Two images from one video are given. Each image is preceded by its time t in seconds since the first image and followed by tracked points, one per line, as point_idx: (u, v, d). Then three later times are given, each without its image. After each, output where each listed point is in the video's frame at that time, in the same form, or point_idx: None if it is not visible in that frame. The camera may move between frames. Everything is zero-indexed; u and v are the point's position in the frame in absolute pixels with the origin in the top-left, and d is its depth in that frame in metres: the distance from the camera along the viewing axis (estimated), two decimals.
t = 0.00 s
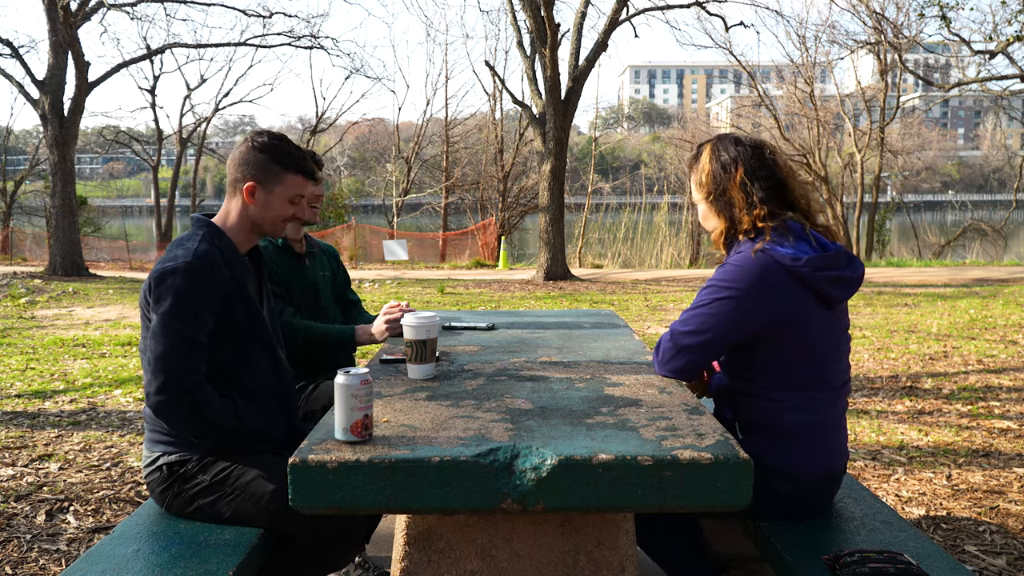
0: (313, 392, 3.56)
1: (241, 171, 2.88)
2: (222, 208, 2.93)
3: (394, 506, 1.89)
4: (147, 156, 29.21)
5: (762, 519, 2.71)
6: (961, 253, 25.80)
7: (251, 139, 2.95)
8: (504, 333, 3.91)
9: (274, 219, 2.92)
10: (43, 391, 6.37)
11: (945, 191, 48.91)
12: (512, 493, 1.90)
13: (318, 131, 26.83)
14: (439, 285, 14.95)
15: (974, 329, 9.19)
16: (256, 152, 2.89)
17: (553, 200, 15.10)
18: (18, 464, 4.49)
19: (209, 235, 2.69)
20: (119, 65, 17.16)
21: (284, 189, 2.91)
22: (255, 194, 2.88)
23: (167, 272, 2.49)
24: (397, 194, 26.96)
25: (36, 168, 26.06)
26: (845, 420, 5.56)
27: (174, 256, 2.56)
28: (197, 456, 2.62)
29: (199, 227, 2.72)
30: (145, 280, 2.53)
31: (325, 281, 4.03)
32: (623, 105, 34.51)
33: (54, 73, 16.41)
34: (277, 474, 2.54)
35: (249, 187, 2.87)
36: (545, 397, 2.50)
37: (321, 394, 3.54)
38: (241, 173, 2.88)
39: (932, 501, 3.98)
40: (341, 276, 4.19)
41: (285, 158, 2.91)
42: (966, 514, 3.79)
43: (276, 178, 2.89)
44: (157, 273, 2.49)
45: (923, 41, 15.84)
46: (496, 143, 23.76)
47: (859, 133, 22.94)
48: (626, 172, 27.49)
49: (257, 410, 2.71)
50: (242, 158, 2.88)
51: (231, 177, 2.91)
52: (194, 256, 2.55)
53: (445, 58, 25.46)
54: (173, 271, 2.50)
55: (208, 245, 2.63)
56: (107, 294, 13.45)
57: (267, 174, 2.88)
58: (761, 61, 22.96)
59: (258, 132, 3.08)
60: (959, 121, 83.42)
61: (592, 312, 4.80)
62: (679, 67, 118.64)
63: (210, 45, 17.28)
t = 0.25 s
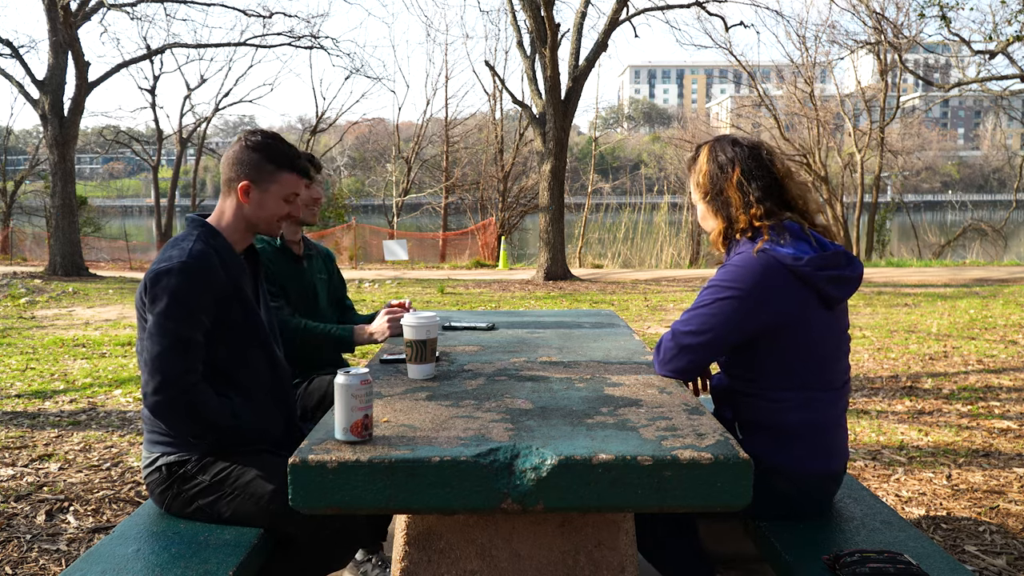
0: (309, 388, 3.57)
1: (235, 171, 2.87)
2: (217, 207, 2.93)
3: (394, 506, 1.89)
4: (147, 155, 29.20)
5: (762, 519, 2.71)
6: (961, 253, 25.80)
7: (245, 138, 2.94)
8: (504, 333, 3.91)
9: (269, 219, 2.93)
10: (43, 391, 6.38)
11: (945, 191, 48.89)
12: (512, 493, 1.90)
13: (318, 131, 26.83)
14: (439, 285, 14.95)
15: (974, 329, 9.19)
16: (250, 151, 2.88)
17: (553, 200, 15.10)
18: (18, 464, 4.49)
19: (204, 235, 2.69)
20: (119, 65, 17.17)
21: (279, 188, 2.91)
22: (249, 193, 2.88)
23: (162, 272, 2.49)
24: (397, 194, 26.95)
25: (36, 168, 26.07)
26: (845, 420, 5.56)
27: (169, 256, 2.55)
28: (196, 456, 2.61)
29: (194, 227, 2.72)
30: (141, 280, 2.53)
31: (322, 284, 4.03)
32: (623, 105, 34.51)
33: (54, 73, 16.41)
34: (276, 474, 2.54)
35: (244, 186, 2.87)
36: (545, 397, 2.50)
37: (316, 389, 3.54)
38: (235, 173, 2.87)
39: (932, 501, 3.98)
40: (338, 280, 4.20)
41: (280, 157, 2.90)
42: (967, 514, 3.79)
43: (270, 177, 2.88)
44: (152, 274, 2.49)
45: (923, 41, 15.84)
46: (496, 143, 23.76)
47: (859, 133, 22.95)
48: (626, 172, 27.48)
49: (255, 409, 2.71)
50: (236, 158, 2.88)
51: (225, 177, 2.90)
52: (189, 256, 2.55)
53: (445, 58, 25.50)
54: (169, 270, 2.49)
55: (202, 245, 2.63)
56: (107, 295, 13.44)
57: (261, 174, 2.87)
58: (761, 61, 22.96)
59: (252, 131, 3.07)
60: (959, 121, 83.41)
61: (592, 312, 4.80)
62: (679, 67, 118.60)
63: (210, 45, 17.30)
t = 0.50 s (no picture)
0: (310, 389, 3.56)
1: (230, 171, 2.87)
2: (212, 207, 2.93)
3: (394, 506, 1.90)
4: (147, 155, 29.18)
5: (762, 519, 2.71)
6: (961, 253, 25.81)
7: (238, 138, 2.94)
8: (504, 333, 3.91)
9: (265, 217, 2.93)
10: (43, 391, 6.37)
11: (944, 191, 48.87)
12: (512, 493, 1.90)
13: (318, 131, 26.84)
14: (439, 284, 14.95)
15: (973, 329, 9.19)
16: (244, 151, 2.88)
17: (553, 200, 15.10)
18: (18, 464, 4.49)
19: (200, 234, 2.69)
20: (119, 65, 17.18)
21: (274, 187, 2.92)
22: (245, 193, 2.88)
23: (158, 272, 2.48)
24: (397, 194, 26.96)
25: (36, 169, 26.07)
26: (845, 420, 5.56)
27: (165, 255, 2.55)
28: (196, 457, 2.61)
29: (189, 226, 2.71)
30: (137, 281, 2.53)
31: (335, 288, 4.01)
32: (623, 105, 34.51)
33: (54, 73, 16.42)
34: (276, 474, 2.54)
35: (239, 185, 2.86)
36: (545, 397, 2.50)
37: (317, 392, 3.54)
38: (230, 173, 2.87)
39: (932, 500, 3.98)
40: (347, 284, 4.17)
41: (275, 156, 2.91)
42: (966, 514, 3.79)
43: (265, 176, 2.89)
44: (149, 274, 2.48)
45: (923, 41, 15.84)
46: (496, 143, 23.76)
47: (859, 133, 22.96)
48: (626, 172, 27.48)
49: (254, 408, 2.71)
50: (230, 158, 2.88)
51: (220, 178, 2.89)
52: (185, 256, 2.54)
53: (445, 57, 25.65)
54: (165, 270, 2.49)
55: (198, 245, 2.63)
56: (107, 295, 13.44)
57: (257, 174, 2.88)
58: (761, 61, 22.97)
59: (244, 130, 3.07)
60: (959, 121, 83.42)
61: (591, 312, 4.80)
62: (679, 67, 118.55)
63: (210, 45, 17.34)
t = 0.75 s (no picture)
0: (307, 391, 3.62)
1: (227, 171, 2.87)
2: (208, 208, 2.92)
3: (394, 506, 1.90)
4: (147, 155, 29.17)
5: (762, 519, 2.72)
6: (961, 253, 25.81)
7: (233, 136, 2.94)
8: (504, 333, 3.91)
9: (263, 216, 2.93)
10: (43, 391, 6.38)
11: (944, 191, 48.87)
12: (512, 493, 1.90)
13: (318, 131, 26.85)
14: (439, 285, 14.95)
15: (973, 329, 9.19)
16: (239, 149, 2.88)
17: (553, 200, 15.10)
18: (18, 464, 4.49)
19: (197, 235, 2.69)
20: (119, 65, 17.18)
21: (270, 185, 2.92)
22: (241, 193, 2.88)
23: (156, 273, 2.48)
24: (397, 194, 26.96)
25: (36, 168, 26.06)
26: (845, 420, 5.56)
27: (162, 256, 2.55)
28: (196, 457, 2.61)
29: (187, 226, 2.72)
30: (135, 281, 2.52)
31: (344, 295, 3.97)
32: (623, 105, 34.50)
33: (54, 73, 16.42)
34: (276, 474, 2.54)
35: (235, 185, 2.87)
36: (545, 397, 2.51)
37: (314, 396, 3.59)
38: (227, 172, 2.87)
39: (932, 500, 3.98)
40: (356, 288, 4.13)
41: (270, 155, 2.92)
42: (966, 514, 3.79)
43: (262, 175, 2.90)
44: (146, 274, 2.48)
45: (923, 41, 15.84)
46: (496, 143, 23.76)
47: (859, 133, 22.97)
48: (626, 172, 27.47)
49: (253, 408, 2.71)
50: (225, 157, 2.87)
51: (216, 177, 2.90)
52: (182, 256, 2.54)
53: (444, 58, 25.69)
54: (162, 271, 2.49)
55: (196, 245, 2.62)
56: (107, 295, 13.44)
57: (253, 173, 2.88)
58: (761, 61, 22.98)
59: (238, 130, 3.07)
60: (959, 121, 83.43)
61: (591, 312, 4.80)
62: (680, 67, 118.54)
63: (210, 45, 17.36)
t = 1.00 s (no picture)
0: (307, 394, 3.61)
1: (224, 172, 2.87)
2: (206, 208, 2.93)
3: (394, 506, 1.90)
4: (146, 155, 29.16)
5: (763, 519, 2.72)
6: (961, 253, 25.81)
7: (229, 137, 2.94)
8: (504, 333, 3.90)
9: (261, 216, 2.93)
10: (43, 391, 6.37)
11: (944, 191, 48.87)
12: (512, 494, 1.90)
13: (318, 131, 26.86)
14: (439, 285, 14.95)
15: (973, 329, 9.19)
16: (235, 149, 2.88)
17: (553, 200, 15.11)
18: (18, 464, 4.49)
19: (196, 235, 2.68)
20: (119, 65, 17.19)
21: (268, 185, 2.92)
22: (239, 192, 2.88)
23: (154, 274, 2.48)
24: (397, 194, 26.95)
25: (36, 168, 26.06)
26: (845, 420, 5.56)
27: (161, 256, 2.54)
28: (195, 457, 2.61)
29: (185, 227, 2.71)
30: (133, 282, 2.52)
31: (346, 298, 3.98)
32: (623, 105, 34.51)
33: (54, 73, 16.42)
34: (276, 475, 2.54)
35: (232, 185, 2.87)
36: (545, 397, 2.51)
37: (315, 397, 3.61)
38: (224, 173, 2.87)
39: (931, 500, 3.98)
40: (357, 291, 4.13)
41: (267, 154, 2.92)
42: (966, 514, 3.79)
43: (260, 175, 2.90)
44: (145, 275, 2.48)
45: (923, 41, 15.84)
46: (496, 143, 23.77)
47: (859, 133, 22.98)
48: (626, 172, 27.47)
49: (252, 408, 2.72)
50: (223, 158, 2.87)
51: (214, 178, 2.90)
52: (181, 257, 2.54)
53: (445, 58, 25.66)
54: (161, 271, 2.49)
55: (194, 245, 2.62)
56: (107, 294, 13.44)
57: (251, 172, 2.88)
58: (761, 61, 22.99)
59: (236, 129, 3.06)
60: (959, 121, 83.39)
61: (591, 312, 4.80)
62: (680, 67, 118.46)
63: (210, 45, 17.37)
